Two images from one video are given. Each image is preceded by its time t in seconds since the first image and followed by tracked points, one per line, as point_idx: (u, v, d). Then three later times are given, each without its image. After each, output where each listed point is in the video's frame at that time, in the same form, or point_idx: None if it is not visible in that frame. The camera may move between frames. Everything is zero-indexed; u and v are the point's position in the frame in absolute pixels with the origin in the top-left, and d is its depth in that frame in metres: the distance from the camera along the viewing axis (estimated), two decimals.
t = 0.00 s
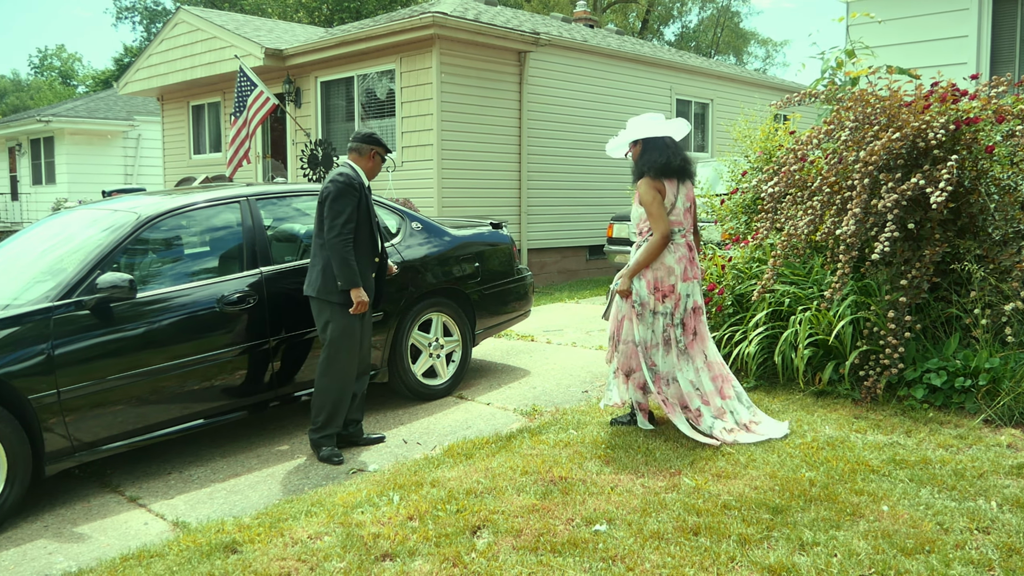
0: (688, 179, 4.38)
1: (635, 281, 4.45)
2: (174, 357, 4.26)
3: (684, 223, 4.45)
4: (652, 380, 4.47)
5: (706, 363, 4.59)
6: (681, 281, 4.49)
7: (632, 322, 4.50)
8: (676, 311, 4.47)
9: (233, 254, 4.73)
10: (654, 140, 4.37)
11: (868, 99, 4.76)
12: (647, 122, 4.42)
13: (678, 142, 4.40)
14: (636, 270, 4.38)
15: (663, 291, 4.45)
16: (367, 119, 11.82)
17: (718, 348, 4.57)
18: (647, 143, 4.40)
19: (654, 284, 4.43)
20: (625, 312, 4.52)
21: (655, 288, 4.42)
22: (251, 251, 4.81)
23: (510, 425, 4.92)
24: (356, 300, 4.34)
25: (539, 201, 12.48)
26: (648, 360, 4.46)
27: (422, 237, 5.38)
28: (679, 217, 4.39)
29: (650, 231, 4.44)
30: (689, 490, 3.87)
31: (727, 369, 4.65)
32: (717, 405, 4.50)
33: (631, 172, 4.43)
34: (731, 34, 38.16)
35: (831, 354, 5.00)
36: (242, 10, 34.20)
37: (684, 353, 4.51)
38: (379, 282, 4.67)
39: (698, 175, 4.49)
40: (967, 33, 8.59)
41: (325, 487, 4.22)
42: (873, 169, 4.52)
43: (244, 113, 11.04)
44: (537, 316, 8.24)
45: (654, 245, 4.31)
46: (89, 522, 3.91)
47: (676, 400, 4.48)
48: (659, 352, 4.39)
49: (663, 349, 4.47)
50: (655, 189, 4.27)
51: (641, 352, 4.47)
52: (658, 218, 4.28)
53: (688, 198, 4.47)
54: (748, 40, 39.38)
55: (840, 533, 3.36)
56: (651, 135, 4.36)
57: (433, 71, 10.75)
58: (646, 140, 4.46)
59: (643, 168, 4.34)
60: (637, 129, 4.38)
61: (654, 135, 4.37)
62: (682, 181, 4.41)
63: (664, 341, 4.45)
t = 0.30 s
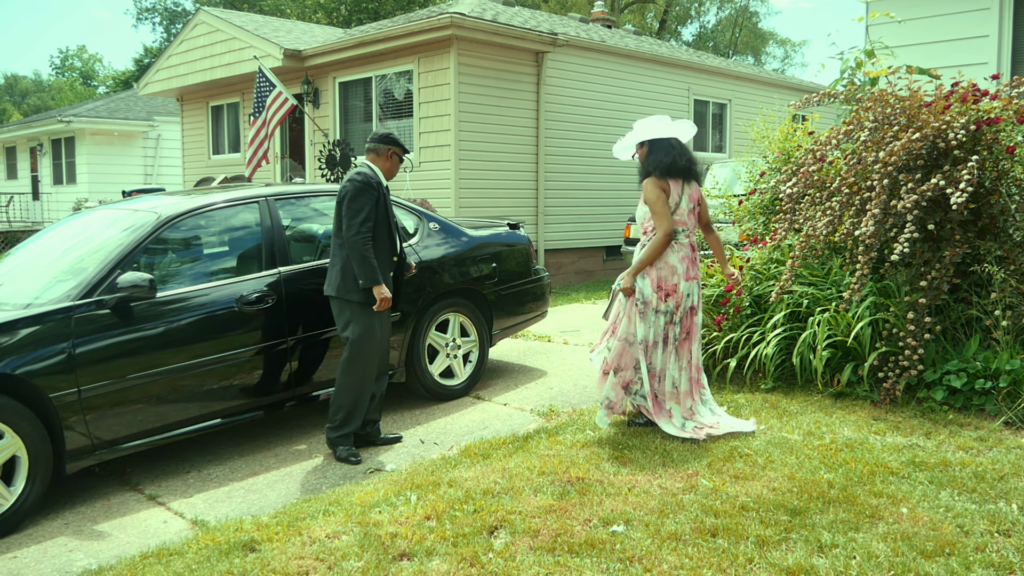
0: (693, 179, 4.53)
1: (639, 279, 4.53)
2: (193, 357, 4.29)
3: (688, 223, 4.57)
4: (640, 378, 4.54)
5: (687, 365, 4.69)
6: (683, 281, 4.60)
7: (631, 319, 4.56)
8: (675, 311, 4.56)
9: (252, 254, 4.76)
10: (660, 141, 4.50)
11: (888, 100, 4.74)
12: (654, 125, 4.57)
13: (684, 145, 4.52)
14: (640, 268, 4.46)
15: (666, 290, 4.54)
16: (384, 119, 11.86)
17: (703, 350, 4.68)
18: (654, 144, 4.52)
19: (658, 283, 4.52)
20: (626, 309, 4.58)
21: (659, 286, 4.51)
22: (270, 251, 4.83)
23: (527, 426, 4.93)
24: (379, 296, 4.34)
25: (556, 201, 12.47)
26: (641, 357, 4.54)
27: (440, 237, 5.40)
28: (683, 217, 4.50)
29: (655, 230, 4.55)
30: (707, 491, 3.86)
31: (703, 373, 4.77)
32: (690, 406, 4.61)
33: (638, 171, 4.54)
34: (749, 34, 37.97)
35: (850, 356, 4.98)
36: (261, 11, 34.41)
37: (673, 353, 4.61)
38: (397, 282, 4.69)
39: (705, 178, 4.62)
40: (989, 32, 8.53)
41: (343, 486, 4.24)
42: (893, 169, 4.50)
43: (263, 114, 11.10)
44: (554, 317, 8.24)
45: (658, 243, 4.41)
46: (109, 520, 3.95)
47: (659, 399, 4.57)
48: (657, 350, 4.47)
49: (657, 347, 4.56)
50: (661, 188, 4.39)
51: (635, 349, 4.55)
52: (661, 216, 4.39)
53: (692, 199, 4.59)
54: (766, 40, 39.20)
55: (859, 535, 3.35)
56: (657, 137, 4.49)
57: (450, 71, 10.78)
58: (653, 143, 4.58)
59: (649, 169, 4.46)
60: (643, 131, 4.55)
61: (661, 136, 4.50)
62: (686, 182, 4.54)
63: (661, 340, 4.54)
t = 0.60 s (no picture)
0: (696, 182, 4.54)
1: (646, 280, 4.54)
2: (207, 357, 4.31)
3: (691, 226, 4.60)
4: (649, 378, 4.57)
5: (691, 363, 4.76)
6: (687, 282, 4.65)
7: (638, 320, 4.58)
8: (680, 311, 4.63)
9: (265, 254, 4.78)
10: (662, 145, 4.51)
11: (902, 100, 4.72)
12: (654, 130, 4.53)
13: (686, 148, 4.55)
14: (648, 269, 4.47)
15: (673, 291, 4.58)
16: (397, 120, 11.89)
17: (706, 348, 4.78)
18: (655, 148, 4.54)
19: (664, 285, 4.55)
20: (633, 310, 4.59)
21: (667, 288, 4.54)
22: (283, 251, 4.85)
23: (539, 426, 4.94)
24: (382, 300, 4.34)
25: (567, 202, 12.46)
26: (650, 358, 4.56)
27: (452, 238, 5.42)
28: (687, 219, 4.53)
29: (659, 232, 4.56)
30: (720, 492, 3.85)
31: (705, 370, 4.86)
32: (695, 404, 4.69)
33: (642, 175, 4.55)
34: (762, 35, 37.83)
35: (863, 357, 4.97)
36: (274, 12, 34.56)
37: (679, 353, 4.66)
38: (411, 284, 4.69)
39: (705, 180, 4.64)
40: (1004, 32, 8.47)
41: (356, 486, 4.26)
42: (907, 169, 4.48)
43: (276, 115, 11.14)
44: (566, 317, 8.23)
45: (665, 245, 4.42)
46: (124, 520, 3.97)
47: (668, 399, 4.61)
48: (666, 351, 4.50)
49: (665, 348, 4.59)
50: (668, 191, 4.40)
51: (644, 350, 4.57)
52: (668, 219, 4.38)
53: (694, 202, 4.63)
54: (778, 40, 39.09)
55: (873, 536, 3.33)
56: (660, 140, 4.50)
57: (462, 73, 10.80)
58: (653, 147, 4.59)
59: (654, 172, 4.47)
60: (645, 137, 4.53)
61: (664, 140, 4.52)
62: (690, 185, 4.56)
63: (670, 341, 4.57)
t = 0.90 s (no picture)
0: (688, 181, 4.57)
1: (641, 278, 4.58)
2: (208, 357, 4.31)
3: (685, 223, 4.63)
4: (651, 375, 4.59)
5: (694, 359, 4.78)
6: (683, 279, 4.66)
7: (637, 318, 4.62)
8: (677, 308, 4.64)
9: (265, 254, 4.78)
10: (654, 145, 4.52)
11: (903, 100, 4.72)
12: (644, 131, 4.56)
13: (678, 147, 4.56)
14: (643, 268, 4.50)
15: (668, 288, 4.61)
16: (397, 120, 11.89)
17: (707, 343, 4.79)
18: (647, 149, 4.54)
19: (658, 282, 4.58)
20: (630, 308, 4.63)
21: (660, 285, 4.57)
22: (283, 251, 4.85)
23: (538, 426, 4.94)
24: (383, 305, 4.27)
25: (568, 201, 12.46)
26: (650, 355, 4.59)
27: (452, 237, 5.43)
28: (681, 217, 4.55)
29: (654, 232, 4.58)
30: (720, 492, 3.85)
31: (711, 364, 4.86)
32: (698, 398, 4.72)
33: (636, 176, 4.55)
34: (762, 35, 37.82)
35: (863, 357, 4.97)
36: (274, 11, 34.57)
37: (680, 349, 4.68)
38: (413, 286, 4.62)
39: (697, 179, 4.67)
40: (1005, 32, 8.47)
41: (356, 486, 4.26)
42: (908, 169, 4.48)
43: (276, 114, 11.13)
44: (567, 317, 8.23)
45: (658, 244, 4.44)
46: (124, 519, 3.97)
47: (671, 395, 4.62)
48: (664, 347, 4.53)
49: (664, 344, 4.61)
50: (660, 190, 4.42)
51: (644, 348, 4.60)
52: (661, 218, 4.41)
53: (688, 200, 4.65)
54: (778, 40, 39.11)
55: (872, 536, 3.33)
56: (652, 140, 4.52)
57: (463, 72, 10.81)
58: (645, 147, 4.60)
59: (647, 172, 4.48)
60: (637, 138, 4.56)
61: (655, 139, 4.52)
62: (683, 183, 4.59)
63: (667, 337, 4.60)
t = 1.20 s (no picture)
0: (673, 183, 4.63)
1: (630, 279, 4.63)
2: (205, 356, 4.31)
3: (671, 225, 4.69)
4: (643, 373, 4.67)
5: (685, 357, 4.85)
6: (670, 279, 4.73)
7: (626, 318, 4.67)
8: (667, 308, 4.71)
9: (263, 254, 4.78)
10: (638, 149, 4.59)
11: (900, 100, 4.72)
12: (631, 134, 4.61)
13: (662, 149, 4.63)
14: (631, 268, 4.56)
15: (656, 288, 4.67)
16: (394, 120, 11.88)
17: (699, 341, 4.86)
18: (632, 152, 4.60)
19: (646, 283, 4.65)
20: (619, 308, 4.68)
21: (648, 285, 4.64)
22: (280, 251, 4.86)
23: (536, 426, 4.95)
24: (388, 307, 4.24)
25: (566, 201, 12.46)
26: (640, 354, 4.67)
27: (450, 237, 5.46)
28: (668, 219, 4.61)
29: (641, 233, 4.64)
30: (717, 492, 3.85)
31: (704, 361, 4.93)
32: (690, 395, 4.81)
33: (621, 178, 4.61)
34: (760, 35, 37.86)
35: (861, 357, 4.97)
36: (272, 11, 34.57)
37: (671, 347, 4.76)
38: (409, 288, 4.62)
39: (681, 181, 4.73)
40: (1002, 33, 8.48)
41: (353, 486, 4.26)
42: (904, 169, 4.48)
43: (274, 114, 11.12)
44: (565, 317, 8.22)
45: (647, 244, 4.49)
46: (121, 519, 3.97)
47: (665, 392, 4.70)
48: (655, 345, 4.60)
49: (654, 343, 4.69)
50: (648, 192, 4.47)
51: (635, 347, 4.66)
52: (649, 219, 4.46)
53: (673, 202, 4.72)
54: (776, 40, 39.15)
55: (869, 536, 3.33)
56: (638, 143, 4.58)
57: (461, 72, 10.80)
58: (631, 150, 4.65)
59: (634, 174, 4.54)
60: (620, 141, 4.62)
61: (638, 143, 4.59)
62: (669, 185, 4.64)
63: (657, 336, 4.69)
